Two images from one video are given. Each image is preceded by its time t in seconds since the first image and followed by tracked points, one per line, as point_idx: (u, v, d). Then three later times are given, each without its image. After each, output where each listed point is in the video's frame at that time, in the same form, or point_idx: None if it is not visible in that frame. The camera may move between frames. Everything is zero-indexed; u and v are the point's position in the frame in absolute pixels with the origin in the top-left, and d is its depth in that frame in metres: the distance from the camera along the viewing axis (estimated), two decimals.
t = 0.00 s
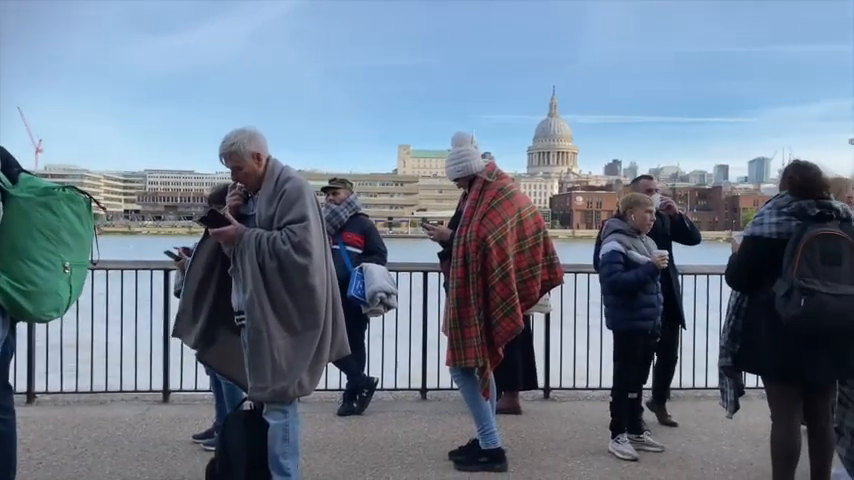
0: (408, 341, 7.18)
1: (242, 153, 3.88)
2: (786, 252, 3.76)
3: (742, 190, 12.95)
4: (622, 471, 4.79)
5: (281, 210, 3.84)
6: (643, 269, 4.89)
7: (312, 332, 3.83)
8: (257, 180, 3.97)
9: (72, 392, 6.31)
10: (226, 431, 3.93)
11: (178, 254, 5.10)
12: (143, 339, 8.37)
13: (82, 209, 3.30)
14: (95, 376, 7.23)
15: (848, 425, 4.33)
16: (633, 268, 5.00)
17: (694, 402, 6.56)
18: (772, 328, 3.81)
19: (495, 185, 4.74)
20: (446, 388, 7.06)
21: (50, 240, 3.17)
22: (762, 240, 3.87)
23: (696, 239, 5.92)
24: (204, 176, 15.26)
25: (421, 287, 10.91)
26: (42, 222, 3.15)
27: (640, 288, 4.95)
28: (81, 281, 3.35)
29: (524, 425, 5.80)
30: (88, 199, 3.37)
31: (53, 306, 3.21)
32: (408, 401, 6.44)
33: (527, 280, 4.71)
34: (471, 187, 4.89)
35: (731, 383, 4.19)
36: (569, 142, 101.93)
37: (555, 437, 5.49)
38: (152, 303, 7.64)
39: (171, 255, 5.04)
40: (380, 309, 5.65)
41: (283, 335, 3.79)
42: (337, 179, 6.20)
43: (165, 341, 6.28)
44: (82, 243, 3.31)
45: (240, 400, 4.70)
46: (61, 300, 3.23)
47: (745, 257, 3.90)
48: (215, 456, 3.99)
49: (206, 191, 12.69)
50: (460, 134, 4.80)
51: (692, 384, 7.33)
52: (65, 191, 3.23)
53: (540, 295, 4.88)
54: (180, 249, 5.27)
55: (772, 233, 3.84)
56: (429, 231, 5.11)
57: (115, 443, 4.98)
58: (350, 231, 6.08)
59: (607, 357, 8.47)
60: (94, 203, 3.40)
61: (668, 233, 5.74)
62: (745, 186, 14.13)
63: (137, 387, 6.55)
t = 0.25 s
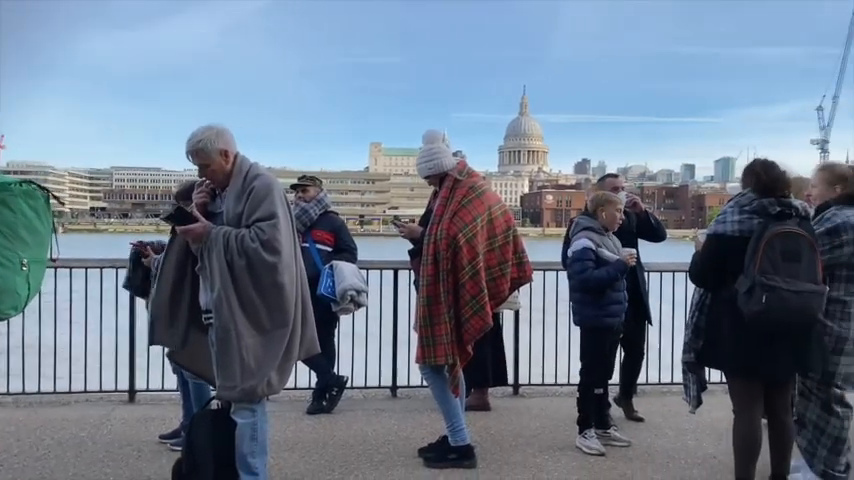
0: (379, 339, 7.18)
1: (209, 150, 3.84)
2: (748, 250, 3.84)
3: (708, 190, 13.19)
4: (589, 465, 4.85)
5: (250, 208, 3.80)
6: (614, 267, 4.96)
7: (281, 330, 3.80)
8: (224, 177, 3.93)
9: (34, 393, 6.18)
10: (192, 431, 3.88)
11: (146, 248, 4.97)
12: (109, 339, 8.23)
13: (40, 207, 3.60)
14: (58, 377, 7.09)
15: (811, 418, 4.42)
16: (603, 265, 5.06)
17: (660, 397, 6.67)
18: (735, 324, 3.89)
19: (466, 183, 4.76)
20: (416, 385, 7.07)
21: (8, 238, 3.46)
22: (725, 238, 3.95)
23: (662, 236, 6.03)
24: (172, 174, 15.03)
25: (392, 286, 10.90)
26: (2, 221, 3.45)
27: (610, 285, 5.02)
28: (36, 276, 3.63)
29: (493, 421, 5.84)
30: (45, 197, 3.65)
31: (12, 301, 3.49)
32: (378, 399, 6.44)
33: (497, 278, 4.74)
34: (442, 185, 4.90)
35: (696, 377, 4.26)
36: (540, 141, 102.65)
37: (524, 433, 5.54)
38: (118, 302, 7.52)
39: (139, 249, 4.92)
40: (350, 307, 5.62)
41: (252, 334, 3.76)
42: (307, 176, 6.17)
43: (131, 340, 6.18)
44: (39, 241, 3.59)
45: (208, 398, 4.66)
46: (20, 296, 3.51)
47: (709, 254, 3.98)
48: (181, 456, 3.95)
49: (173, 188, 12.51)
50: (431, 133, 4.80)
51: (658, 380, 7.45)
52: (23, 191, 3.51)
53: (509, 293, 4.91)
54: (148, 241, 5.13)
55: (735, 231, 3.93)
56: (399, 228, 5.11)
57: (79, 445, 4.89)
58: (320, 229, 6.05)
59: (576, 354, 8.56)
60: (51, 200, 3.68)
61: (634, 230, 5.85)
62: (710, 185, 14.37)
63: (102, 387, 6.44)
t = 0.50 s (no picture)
0: (347, 337, 7.15)
1: (172, 146, 3.79)
2: (713, 246, 3.91)
3: (673, 188, 13.40)
4: (555, 461, 4.90)
5: (215, 205, 3.75)
6: (582, 264, 5.02)
7: (247, 328, 3.76)
8: (189, 174, 3.88)
9: None
10: (155, 431, 3.83)
11: (110, 246, 4.88)
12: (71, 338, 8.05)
13: None
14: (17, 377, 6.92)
15: (774, 412, 4.52)
16: (571, 263, 5.11)
17: (626, 393, 6.76)
18: (699, 319, 3.96)
19: (435, 181, 4.76)
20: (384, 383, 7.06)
21: None
22: (690, 235, 4.02)
23: (627, 234, 6.13)
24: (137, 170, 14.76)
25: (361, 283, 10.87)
26: None
27: (577, 282, 5.09)
28: None
29: (461, 418, 5.86)
30: None
31: None
32: (346, 397, 6.41)
33: (465, 275, 4.76)
34: (410, 182, 4.89)
35: (655, 373, 4.32)
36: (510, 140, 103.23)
37: (492, 429, 5.57)
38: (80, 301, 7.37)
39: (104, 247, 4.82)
40: (318, 305, 5.59)
41: (217, 332, 3.71)
42: (274, 173, 6.12)
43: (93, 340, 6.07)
44: None
45: (173, 397, 4.58)
46: None
47: (673, 250, 4.04)
48: (145, 457, 3.89)
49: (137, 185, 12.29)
50: (400, 130, 4.80)
51: (624, 375, 7.55)
52: None
53: (477, 290, 4.93)
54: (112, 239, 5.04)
55: (700, 228, 4.01)
56: (368, 225, 5.09)
57: (38, 446, 4.79)
58: (287, 226, 6.00)
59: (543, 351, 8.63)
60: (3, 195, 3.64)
61: (600, 228, 5.93)
62: (676, 184, 14.61)
63: (63, 388, 6.31)
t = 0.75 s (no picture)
0: (314, 335, 7.11)
1: (132, 142, 3.72)
2: (676, 243, 3.98)
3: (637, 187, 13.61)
4: (520, 456, 4.94)
5: (178, 201, 3.70)
6: (548, 262, 5.06)
7: (211, 325, 3.71)
8: (150, 170, 3.81)
9: None
10: (116, 431, 3.77)
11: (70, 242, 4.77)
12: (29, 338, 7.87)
13: None
14: None
15: (734, 406, 4.63)
16: (538, 260, 5.15)
17: (590, 388, 6.85)
18: (662, 315, 4.04)
19: (402, 177, 4.75)
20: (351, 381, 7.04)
21: None
22: (653, 232, 4.07)
23: (593, 233, 6.19)
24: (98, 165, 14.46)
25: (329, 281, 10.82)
26: None
27: (543, 279, 5.13)
28: None
29: (428, 415, 5.88)
30: None
31: None
32: (312, 395, 6.38)
33: (431, 272, 4.76)
34: (377, 179, 4.88)
35: (615, 368, 4.39)
36: (479, 138, 103.65)
37: (458, 425, 5.60)
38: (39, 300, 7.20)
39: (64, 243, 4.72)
40: (285, 302, 5.53)
41: (181, 331, 3.66)
42: (240, 169, 6.06)
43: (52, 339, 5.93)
44: None
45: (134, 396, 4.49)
46: None
47: (636, 247, 4.09)
48: (105, 457, 3.82)
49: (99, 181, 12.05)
50: (367, 126, 4.78)
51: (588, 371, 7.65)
52: None
53: (444, 287, 4.94)
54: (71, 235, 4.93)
55: (663, 226, 4.06)
56: (334, 221, 5.05)
57: None
58: (253, 223, 5.94)
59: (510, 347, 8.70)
60: None
61: (566, 226, 5.99)
62: (640, 183, 14.84)
63: (20, 388, 6.16)
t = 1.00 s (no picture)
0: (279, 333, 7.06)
1: (89, 135, 3.65)
2: (637, 239, 4.04)
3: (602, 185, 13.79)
4: (484, 451, 4.98)
5: (136, 196, 3.64)
6: (513, 259, 5.10)
7: (171, 323, 3.65)
8: (108, 164, 3.74)
9: None
10: (74, 430, 3.70)
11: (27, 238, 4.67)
12: None
13: None
14: None
15: (693, 401, 4.71)
16: (502, 257, 5.18)
17: (555, 383, 6.93)
18: (621, 309, 4.10)
19: (367, 173, 4.73)
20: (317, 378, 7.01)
21: None
22: (615, 228, 4.12)
23: (558, 234, 6.23)
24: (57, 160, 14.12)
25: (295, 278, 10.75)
26: None
27: (508, 275, 5.17)
28: None
29: (393, 411, 5.88)
30: None
31: None
32: (277, 393, 6.34)
33: (396, 268, 4.76)
34: (342, 175, 4.85)
35: (575, 363, 4.43)
36: (448, 135, 103.83)
37: (423, 421, 5.61)
38: None
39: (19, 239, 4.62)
40: (248, 300, 5.49)
41: (140, 328, 3.60)
42: (203, 165, 5.99)
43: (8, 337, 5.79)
44: None
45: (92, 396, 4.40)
46: None
47: (596, 243, 4.14)
48: (62, 458, 3.75)
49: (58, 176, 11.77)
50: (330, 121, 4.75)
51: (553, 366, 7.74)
52: None
53: (410, 283, 4.95)
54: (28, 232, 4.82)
55: (624, 222, 4.11)
56: (299, 218, 5.05)
57: None
58: (216, 219, 5.88)
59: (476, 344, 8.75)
60: None
61: (531, 225, 6.04)
62: (604, 181, 15.04)
63: None
